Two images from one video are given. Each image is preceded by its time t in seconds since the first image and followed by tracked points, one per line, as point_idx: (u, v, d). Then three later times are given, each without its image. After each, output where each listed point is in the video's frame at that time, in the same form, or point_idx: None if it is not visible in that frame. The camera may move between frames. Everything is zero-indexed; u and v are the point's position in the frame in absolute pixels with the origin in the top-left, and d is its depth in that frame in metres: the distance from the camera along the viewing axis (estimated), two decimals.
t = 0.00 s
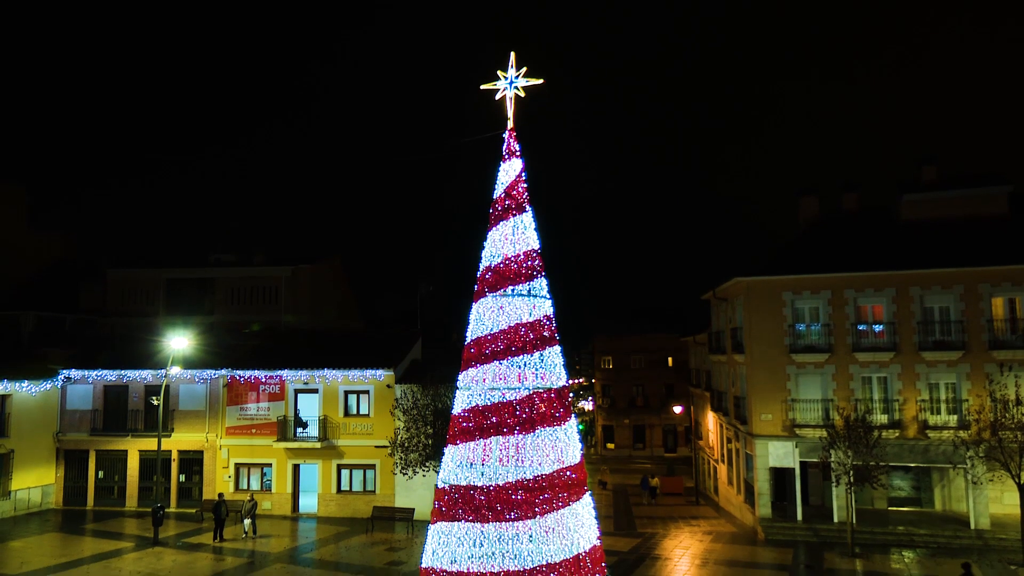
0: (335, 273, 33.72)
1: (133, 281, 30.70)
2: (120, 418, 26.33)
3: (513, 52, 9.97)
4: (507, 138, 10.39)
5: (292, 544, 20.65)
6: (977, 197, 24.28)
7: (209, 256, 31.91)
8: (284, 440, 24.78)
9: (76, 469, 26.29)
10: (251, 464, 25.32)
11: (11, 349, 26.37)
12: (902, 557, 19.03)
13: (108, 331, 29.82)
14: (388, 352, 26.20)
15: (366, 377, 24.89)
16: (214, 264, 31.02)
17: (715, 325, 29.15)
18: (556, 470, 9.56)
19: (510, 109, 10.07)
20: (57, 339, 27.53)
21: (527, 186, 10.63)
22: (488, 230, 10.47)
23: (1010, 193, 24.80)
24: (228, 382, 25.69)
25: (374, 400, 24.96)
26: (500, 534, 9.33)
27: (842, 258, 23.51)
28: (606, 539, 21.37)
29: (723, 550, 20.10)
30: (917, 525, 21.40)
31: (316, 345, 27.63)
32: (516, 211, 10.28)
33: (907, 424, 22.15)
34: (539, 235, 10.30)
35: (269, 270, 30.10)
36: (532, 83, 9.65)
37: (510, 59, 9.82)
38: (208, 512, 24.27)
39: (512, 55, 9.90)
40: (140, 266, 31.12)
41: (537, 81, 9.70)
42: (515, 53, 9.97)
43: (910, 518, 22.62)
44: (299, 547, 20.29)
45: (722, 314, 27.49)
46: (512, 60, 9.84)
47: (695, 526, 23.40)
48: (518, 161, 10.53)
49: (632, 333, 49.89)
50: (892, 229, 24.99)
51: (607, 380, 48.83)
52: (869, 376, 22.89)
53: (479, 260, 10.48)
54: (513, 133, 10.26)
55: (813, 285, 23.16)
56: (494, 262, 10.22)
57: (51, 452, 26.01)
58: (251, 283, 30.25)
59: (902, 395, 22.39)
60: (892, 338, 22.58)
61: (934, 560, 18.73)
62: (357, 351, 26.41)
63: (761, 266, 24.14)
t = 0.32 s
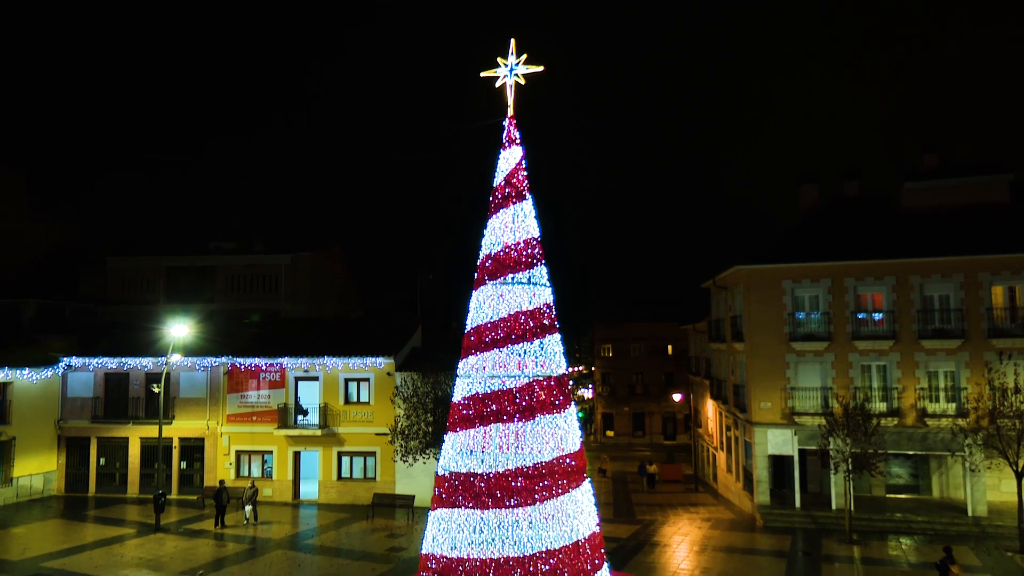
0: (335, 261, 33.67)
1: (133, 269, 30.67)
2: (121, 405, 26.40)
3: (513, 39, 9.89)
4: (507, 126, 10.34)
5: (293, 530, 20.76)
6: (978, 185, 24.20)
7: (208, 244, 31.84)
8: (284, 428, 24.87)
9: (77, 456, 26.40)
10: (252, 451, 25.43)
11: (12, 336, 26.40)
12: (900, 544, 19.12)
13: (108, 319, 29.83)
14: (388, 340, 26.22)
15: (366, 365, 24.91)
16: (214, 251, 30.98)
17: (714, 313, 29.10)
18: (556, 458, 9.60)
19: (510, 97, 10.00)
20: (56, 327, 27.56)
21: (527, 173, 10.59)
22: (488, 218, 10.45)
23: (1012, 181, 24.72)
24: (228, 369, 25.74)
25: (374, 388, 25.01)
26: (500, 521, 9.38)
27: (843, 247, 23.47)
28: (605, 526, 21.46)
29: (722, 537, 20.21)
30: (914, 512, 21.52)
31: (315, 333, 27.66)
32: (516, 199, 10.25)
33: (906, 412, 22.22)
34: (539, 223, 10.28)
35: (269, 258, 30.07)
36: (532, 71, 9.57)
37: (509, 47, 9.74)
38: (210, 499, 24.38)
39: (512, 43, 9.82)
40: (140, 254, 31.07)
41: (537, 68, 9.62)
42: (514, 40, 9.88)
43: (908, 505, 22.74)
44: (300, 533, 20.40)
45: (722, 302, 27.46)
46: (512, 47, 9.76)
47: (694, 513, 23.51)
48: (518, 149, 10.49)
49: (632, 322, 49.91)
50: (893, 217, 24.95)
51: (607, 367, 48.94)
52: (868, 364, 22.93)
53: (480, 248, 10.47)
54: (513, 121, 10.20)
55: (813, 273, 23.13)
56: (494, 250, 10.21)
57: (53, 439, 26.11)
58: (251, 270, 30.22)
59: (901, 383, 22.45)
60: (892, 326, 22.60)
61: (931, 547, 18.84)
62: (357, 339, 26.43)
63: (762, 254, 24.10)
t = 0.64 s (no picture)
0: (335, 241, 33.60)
1: (133, 249, 30.61)
2: (123, 385, 26.51)
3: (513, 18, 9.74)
4: (507, 105, 10.24)
5: (294, 509, 20.93)
6: (981, 166, 24.09)
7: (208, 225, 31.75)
8: (285, 408, 25.01)
9: (80, 436, 26.56)
10: (253, 431, 25.57)
11: (12, 317, 26.46)
12: (897, 524, 19.28)
13: (108, 299, 29.84)
14: (388, 321, 26.23)
15: (367, 346, 24.93)
16: (213, 232, 30.90)
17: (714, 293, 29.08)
18: (555, 438, 9.68)
19: (510, 77, 9.87)
20: (57, 308, 27.59)
21: (527, 154, 10.52)
22: (488, 199, 10.40)
23: (1015, 162, 24.60)
24: (229, 350, 25.81)
25: (374, 368, 25.07)
26: (499, 500, 9.45)
27: (844, 228, 23.40)
28: (604, 505, 21.65)
29: (719, 516, 20.37)
30: (911, 492, 21.68)
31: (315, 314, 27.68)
32: (516, 179, 10.19)
33: (904, 393, 22.31)
34: (539, 204, 10.25)
35: (268, 239, 30.02)
36: (532, 50, 9.45)
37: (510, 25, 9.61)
38: (212, 478, 24.56)
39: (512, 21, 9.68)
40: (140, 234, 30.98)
41: (538, 47, 9.50)
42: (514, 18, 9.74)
43: (905, 484, 22.91)
44: (302, 512, 20.57)
45: (722, 283, 27.45)
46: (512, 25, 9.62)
47: (693, 493, 23.69)
48: (518, 130, 10.42)
49: (632, 303, 49.95)
50: (894, 199, 24.86)
51: (607, 348, 49.07)
52: (867, 346, 22.99)
53: (480, 228, 10.43)
54: (513, 100, 10.09)
55: (814, 255, 23.08)
56: (494, 231, 10.17)
57: (55, 418, 26.26)
58: (251, 251, 30.17)
59: (900, 364, 22.52)
60: (892, 308, 22.61)
61: (927, 527, 19.00)
62: (357, 320, 26.44)
63: (762, 236, 24.04)
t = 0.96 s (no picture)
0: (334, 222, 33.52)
1: (132, 229, 30.50)
2: (124, 364, 26.58)
3: None
4: (507, 85, 10.15)
5: (296, 487, 21.10)
6: (984, 147, 24.03)
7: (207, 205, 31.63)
8: (286, 387, 25.14)
9: (82, 415, 26.70)
10: (254, 410, 25.70)
11: (12, 296, 26.48)
12: (893, 503, 19.44)
13: (108, 279, 29.82)
14: (388, 301, 26.24)
15: (367, 326, 24.96)
16: (213, 212, 30.78)
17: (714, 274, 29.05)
18: (555, 418, 9.76)
19: (510, 55, 9.76)
20: (57, 287, 27.59)
21: (527, 133, 10.44)
22: (488, 179, 10.34)
23: (1017, 143, 24.52)
24: (230, 330, 25.86)
25: (374, 348, 25.14)
26: (499, 479, 9.52)
27: (845, 209, 23.31)
28: (603, 484, 21.81)
29: (717, 495, 20.52)
30: (908, 472, 21.82)
31: (315, 294, 27.69)
32: (516, 159, 10.14)
33: (903, 373, 22.38)
34: (539, 184, 10.20)
35: (268, 219, 30.09)
36: (533, 28, 9.33)
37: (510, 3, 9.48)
38: (213, 457, 24.71)
39: None
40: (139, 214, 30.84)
41: (538, 25, 9.38)
42: None
43: (902, 464, 23.06)
44: (304, 490, 20.74)
45: (722, 263, 27.42)
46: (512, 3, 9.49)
47: (691, 472, 23.86)
48: (519, 109, 10.35)
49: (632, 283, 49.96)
50: (896, 179, 24.74)
51: (607, 329, 49.16)
52: (866, 327, 23.03)
53: (480, 208, 10.40)
54: (513, 79, 9.98)
55: (814, 236, 23.01)
56: (494, 211, 10.12)
57: (57, 397, 26.39)
58: (250, 230, 30.22)
59: (898, 344, 22.57)
60: (891, 289, 22.61)
61: (923, 506, 19.14)
62: (357, 300, 26.45)
63: (763, 216, 23.97)
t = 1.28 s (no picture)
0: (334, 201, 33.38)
1: (131, 208, 30.40)
2: (125, 343, 26.64)
3: None
4: (507, 63, 10.05)
5: (297, 466, 21.25)
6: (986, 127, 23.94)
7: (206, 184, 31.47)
8: (287, 365, 25.23)
9: (84, 393, 26.83)
10: (256, 389, 25.81)
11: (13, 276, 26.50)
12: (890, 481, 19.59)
13: (107, 258, 29.80)
14: (388, 280, 26.21)
15: (367, 305, 24.97)
16: (212, 191, 30.64)
17: (714, 254, 29.04)
18: (554, 397, 9.81)
19: (510, 33, 9.65)
20: (56, 266, 27.63)
21: (528, 112, 10.36)
22: (488, 158, 10.28)
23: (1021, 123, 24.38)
24: (230, 309, 25.91)
25: (375, 327, 25.17)
26: (499, 458, 9.58)
27: (846, 189, 23.21)
28: (602, 463, 21.99)
29: (715, 473, 20.69)
30: (905, 451, 21.96)
31: (315, 273, 27.68)
32: (516, 138, 10.09)
33: (901, 353, 22.44)
34: (539, 163, 10.16)
35: (265, 199, 29.85)
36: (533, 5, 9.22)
37: None
38: (215, 435, 24.87)
39: None
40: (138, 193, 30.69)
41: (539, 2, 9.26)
42: None
43: (899, 443, 23.22)
44: (305, 468, 20.89)
45: (722, 244, 27.40)
46: None
47: (690, 451, 24.04)
48: (519, 87, 10.26)
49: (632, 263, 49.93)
50: (898, 159, 24.62)
51: (607, 308, 49.20)
52: (866, 307, 23.05)
53: (480, 188, 10.36)
54: (514, 58, 9.88)
55: (814, 216, 22.92)
56: (494, 191, 10.08)
57: (58, 376, 26.51)
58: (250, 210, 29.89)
59: (897, 325, 22.60)
60: (891, 269, 22.59)
61: (919, 484, 19.29)
62: (357, 280, 26.43)
63: (763, 197, 23.88)
